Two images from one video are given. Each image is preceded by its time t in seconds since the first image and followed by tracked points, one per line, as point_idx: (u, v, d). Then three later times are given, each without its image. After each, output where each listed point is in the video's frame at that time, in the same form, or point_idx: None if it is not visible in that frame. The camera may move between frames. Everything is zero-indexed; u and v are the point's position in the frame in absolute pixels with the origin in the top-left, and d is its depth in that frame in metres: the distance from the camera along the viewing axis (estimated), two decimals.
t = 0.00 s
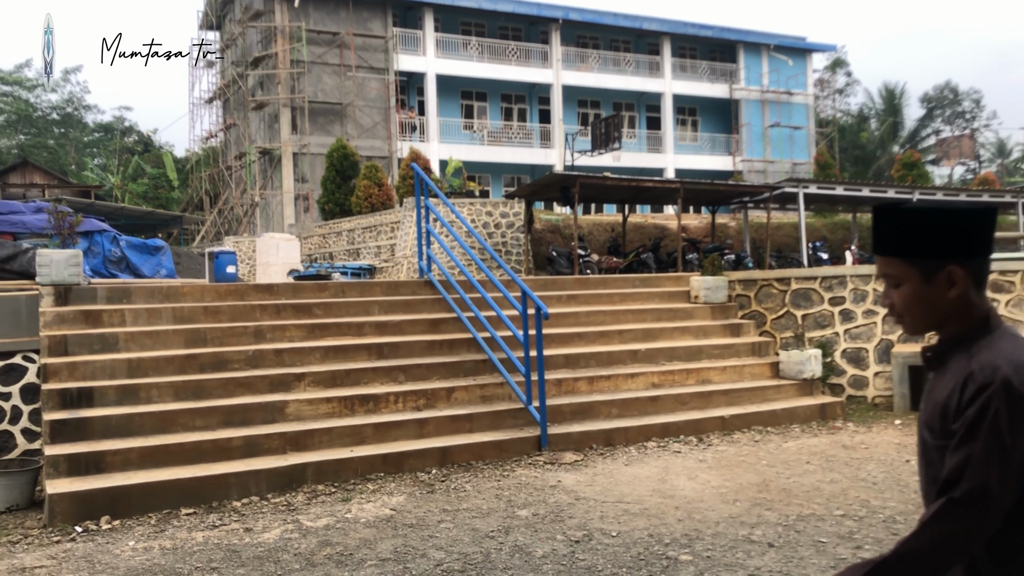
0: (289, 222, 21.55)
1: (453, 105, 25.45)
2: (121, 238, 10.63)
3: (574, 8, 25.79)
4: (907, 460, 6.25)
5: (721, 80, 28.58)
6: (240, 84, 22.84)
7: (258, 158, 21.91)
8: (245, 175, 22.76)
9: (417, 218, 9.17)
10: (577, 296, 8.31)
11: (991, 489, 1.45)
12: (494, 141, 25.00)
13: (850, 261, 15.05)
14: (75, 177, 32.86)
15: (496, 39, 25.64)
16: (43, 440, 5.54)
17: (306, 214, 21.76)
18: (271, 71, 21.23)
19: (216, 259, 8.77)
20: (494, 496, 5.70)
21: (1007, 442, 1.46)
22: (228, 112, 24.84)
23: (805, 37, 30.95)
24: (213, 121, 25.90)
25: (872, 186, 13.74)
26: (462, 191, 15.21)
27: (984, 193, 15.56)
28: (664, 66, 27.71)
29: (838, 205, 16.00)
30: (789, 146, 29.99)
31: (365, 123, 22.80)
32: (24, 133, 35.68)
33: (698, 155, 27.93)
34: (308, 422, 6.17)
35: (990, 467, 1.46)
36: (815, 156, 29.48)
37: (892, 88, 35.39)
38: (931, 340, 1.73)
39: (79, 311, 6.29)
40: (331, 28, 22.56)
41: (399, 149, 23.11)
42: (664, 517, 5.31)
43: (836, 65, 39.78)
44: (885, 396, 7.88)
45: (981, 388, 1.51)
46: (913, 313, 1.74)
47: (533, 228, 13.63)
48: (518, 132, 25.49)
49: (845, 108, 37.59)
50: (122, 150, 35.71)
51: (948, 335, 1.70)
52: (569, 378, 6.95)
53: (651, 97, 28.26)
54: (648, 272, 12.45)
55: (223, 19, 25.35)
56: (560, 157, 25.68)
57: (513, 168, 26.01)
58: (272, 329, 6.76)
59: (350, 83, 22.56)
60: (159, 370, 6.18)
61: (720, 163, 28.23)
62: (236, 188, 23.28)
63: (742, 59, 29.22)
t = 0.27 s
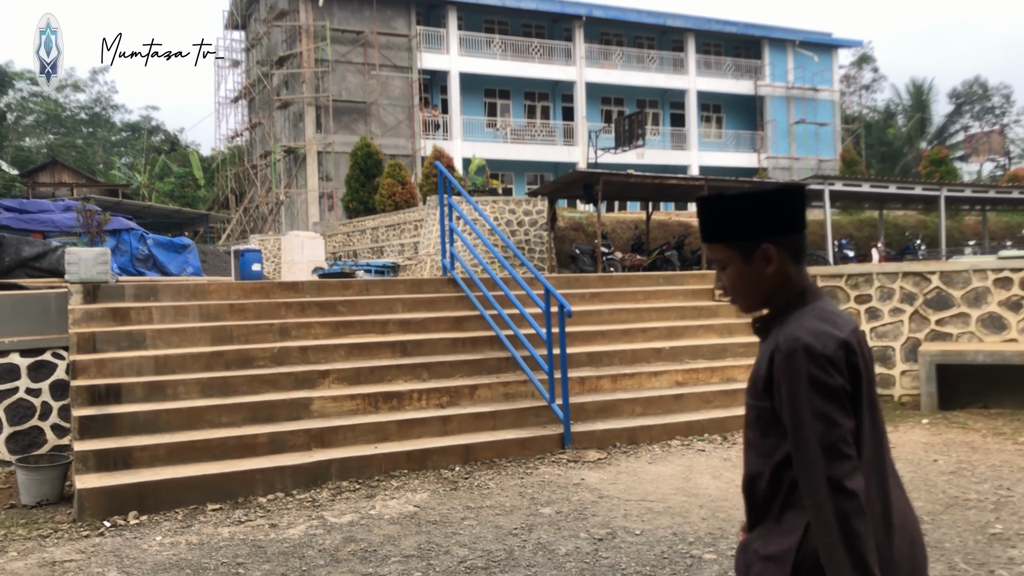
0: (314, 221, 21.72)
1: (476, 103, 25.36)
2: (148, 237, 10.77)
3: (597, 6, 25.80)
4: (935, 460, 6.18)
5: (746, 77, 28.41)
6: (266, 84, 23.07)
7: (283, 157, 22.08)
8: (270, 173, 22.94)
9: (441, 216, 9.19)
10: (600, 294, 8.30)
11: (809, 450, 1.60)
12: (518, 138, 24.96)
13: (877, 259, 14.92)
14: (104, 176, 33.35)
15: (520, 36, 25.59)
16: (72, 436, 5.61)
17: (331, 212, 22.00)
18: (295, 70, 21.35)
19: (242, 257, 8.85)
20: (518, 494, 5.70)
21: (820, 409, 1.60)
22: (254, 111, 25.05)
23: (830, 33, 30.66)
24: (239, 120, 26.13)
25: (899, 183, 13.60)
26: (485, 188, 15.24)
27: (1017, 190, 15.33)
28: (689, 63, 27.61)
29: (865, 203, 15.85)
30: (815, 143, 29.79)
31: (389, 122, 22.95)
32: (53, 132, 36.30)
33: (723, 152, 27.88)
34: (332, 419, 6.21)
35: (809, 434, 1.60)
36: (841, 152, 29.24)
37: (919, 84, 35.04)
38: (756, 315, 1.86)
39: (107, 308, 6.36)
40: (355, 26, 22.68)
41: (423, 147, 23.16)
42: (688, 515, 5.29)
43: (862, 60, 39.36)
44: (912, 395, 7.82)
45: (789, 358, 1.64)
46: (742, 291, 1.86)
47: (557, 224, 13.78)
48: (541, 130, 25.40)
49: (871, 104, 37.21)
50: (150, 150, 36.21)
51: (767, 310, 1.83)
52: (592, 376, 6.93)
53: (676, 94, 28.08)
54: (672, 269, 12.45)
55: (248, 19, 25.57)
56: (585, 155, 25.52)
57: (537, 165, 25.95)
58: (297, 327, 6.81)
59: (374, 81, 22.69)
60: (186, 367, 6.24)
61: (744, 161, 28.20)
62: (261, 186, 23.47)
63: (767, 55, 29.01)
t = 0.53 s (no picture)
0: (339, 218, 21.72)
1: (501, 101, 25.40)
2: (176, 235, 10.79)
3: (622, 2, 25.80)
4: (964, 459, 6.11)
5: (773, 73, 28.17)
6: (291, 82, 23.25)
7: (308, 155, 22.19)
8: (296, 171, 23.06)
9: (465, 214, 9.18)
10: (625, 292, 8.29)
11: (632, 480, 1.62)
12: (542, 136, 24.97)
13: (906, 257, 14.76)
14: (132, 175, 33.80)
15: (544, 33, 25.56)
16: (102, 432, 5.68)
17: (355, 210, 22.06)
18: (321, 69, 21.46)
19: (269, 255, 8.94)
20: (542, 491, 5.70)
21: (641, 446, 1.63)
22: (280, 110, 25.21)
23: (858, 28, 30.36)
24: (265, 119, 26.32)
25: (928, 179, 13.43)
26: (510, 186, 15.24)
27: None
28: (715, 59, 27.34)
29: (893, 200, 15.69)
30: (842, 140, 29.51)
31: (413, 120, 22.98)
32: (83, 132, 36.87)
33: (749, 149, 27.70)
34: (357, 416, 6.24)
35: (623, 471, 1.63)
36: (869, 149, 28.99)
37: (948, 80, 34.59)
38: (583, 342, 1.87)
39: (136, 305, 6.43)
40: (380, 24, 22.77)
41: (447, 145, 23.17)
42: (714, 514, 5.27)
43: (890, 55, 38.88)
44: (941, 394, 7.65)
45: (609, 393, 1.67)
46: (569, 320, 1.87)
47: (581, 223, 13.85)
48: (565, 127, 25.44)
49: (899, 100, 36.79)
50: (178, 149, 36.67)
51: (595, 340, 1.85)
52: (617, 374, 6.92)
53: (701, 91, 27.86)
54: (697, 267, 12.40)
55: (274, 18, 25.78)
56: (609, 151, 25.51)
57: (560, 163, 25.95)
58: (323, 324, 6.85)
59: (399, 79, 22.70)
60: (213, 364, 6.29)
61: (770, 157, 28.00)
62: (287, 184, 23.61)
63: (794, 51, 28.75)
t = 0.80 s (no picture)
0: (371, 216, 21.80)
1: (531, 99, 25.41)
2: (209, 232, 10.94)
3: None
4: (1001, 460, 6.02)
5: (805, 68, 27.90)
6: (323, 82, 23.40)
7: (339, 154, 22.34)
8: (327, 170, 23.18)
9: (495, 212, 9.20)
10: (656, 290, 8.26)
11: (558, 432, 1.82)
12: (572, 134, 25.03)
13: (942, 254, 14.55)
14: (167, 174, 34.33)
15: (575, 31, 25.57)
16: (137, 426, 5.76)
17: (387, 207, 22.05)
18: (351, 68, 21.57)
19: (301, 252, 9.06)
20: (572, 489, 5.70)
21: (561, 407, 1.83)
22: (312, 109, 25.41)
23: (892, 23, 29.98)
24: (297, 118, 26.54)
25: (964, 175, 13.20)
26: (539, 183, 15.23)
27: None
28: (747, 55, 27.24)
29: (927, 196, 15.48)
30: (876, 135, 29.12)
31: (443, 117, 23.01)
32: (119, 131, 37.59)
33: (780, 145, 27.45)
34: (388, 412, 6.29)
35: (546, 434, 1.80)
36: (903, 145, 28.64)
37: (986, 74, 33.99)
38: (484, 318, 1.97)
39: (171, 302, 6.50)
40: (411, 23, 22.81)
41: (477, 143, 23.19)
42: (745, 513, 5.24)
43: (925, 49, 38.27)
44: (977, 393, 7.57)
45: (538, 359, 1.82)
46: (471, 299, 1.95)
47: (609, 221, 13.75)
48: (595, 125, 25.53)
49: (936, 95, 36.19)
50: (211, 147, 37.18)
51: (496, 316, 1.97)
52: (647, 372, 6.90)
53: (733, 86, 27.70)
54: (729, 264, 12.32)
55: (306, 18, 26.01)
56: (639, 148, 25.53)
57: (590, 160, 25.95)
58: (354, 321, 6.91)
59: (429, 78, 22.75)
60: (247, 360, 6.36)
61: (802, 154, 27.75)
62: (319, 182, 23.72)
63: (827, 46, 28.50)
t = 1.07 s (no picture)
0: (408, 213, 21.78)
1: (567, 95, 25.48)
2: (250, 230, 11.13)
3: None
4: None
5: (847, 62, 27.53)
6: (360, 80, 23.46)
7: (378, 151, 22.30)
8: (366, 168, 23.28)
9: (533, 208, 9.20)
10: (694, 286, 8.21)
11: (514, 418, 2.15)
12: (610, 129, 25.02)
13: (990, 251, 14.25)
14: (209, 172, 34.96)
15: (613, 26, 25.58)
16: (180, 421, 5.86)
17: (423, 204, 22.01)
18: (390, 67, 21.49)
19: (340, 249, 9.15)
20: (609, 486, 5.69)
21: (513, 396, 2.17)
22: (350, 107, 25.61)
23: (938, 15, 29.50)
24: (336, 117, 26.73)
25: (1011, 169, 12.91)
26: (577, 179, 15.15)
27: None
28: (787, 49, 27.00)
29: (973, 193, 15.16)
30: (920, 130, 28.71)
31: (480, 115, 22.79)
32: (161, 129, 38.37)
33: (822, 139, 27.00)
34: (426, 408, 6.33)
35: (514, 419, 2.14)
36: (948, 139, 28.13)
37: None
38: (426, 324, 2.18)
39: (213, 299, 6.62)
40: (448, 21, 22.67)
41: (513, 139, 23.14)
42: (784, 511, 5.19)
43: (972, 42, 37.47)
44: None
45: (499, 356, 2.15)
46: (418, 306, 2.15)
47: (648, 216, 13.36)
48: (633, 121, 25.36)
49: (982, 89, 35.44)
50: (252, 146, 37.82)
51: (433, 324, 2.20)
52: (685, 369, 6.87)
53: (773, 81, 27.48)
54: (769, 261, 12.24)
55: (344, 16, 26.24)
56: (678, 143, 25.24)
57: (628, 156, 25.99)
58: (392, 318, 6.96)
59: (466, 75, 22.62)
60: (287, 356, 6.43)
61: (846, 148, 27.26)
62: (358, 180, 23.54)
63: (869, 39, 28.13)
